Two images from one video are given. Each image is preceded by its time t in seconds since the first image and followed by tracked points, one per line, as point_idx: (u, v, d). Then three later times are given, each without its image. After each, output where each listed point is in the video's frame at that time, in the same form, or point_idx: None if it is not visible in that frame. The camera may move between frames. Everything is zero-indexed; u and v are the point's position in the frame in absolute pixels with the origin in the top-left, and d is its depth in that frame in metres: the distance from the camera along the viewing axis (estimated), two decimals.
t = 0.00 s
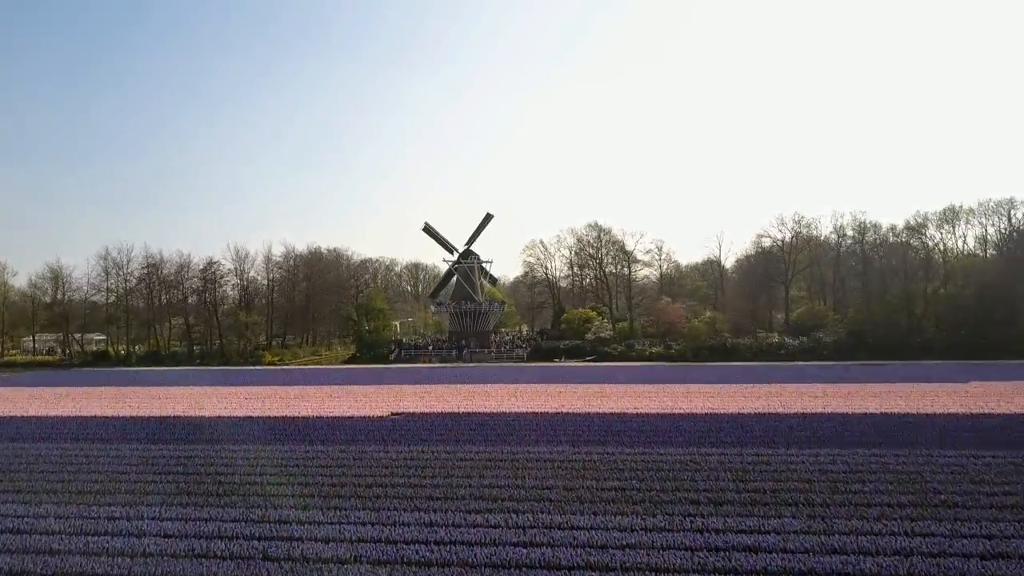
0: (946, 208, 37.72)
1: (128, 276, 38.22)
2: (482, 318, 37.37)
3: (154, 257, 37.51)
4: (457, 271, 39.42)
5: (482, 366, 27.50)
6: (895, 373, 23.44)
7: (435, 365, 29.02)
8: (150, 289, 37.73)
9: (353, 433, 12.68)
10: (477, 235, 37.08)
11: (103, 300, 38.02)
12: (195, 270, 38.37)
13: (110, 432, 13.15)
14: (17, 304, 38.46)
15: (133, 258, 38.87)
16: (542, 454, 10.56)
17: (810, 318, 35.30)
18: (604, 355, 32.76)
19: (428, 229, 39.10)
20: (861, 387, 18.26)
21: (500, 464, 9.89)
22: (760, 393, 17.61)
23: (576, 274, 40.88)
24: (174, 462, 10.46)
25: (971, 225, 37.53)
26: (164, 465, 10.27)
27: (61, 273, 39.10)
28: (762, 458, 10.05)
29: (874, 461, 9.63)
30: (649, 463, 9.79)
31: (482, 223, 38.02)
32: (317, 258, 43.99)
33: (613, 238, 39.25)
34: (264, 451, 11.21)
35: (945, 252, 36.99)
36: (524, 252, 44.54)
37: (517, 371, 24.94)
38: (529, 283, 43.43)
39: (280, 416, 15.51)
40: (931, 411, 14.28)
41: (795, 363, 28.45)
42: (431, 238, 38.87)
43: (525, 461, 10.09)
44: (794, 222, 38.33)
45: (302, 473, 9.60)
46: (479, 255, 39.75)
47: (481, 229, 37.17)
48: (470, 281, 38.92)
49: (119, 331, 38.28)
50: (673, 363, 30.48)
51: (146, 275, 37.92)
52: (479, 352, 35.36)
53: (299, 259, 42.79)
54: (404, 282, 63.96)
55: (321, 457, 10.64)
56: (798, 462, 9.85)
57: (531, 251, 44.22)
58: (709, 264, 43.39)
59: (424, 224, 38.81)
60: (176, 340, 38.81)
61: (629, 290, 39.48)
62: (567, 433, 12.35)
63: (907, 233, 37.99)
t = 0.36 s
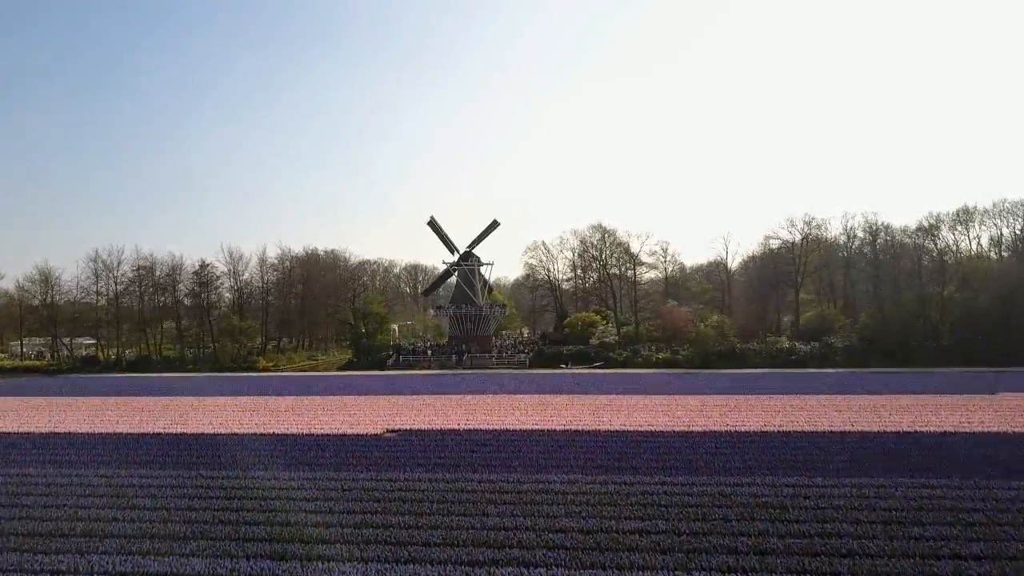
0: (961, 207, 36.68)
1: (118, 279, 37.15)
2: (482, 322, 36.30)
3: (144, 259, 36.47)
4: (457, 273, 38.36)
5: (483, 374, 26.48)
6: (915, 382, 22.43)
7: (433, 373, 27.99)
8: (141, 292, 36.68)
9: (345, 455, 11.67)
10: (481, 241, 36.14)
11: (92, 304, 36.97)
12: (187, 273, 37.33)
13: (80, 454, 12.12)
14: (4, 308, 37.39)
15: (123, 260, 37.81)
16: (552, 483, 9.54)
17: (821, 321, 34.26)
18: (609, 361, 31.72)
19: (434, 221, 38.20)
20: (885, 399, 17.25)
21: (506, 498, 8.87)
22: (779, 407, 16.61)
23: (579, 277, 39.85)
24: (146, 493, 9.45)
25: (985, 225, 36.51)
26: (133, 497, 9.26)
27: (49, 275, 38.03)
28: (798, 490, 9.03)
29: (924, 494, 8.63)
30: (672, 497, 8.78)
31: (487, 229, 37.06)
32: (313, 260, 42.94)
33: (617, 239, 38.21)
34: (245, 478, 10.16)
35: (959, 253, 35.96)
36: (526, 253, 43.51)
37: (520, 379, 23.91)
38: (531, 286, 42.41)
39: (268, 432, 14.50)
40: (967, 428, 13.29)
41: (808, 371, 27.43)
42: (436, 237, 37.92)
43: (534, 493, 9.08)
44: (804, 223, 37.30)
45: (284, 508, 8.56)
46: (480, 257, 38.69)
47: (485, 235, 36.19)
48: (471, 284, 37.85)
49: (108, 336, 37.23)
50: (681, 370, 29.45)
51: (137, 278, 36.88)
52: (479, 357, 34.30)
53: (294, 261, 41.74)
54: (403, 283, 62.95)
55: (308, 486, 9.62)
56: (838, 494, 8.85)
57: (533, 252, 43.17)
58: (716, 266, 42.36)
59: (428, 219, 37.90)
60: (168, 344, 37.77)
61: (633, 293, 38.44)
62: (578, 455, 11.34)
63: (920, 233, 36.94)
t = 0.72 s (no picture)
0: (976, 207, 35.63)
1: (108, 283, 36.06)
2: (482, 326, 35.23)
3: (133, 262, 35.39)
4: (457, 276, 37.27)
5: (484, 381, 25.44)
6: (938, 393, 21.39)
7: (432, 380, 26.94)
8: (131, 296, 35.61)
9: (333, 483, 10.61)
10: (484, 247, 35.11)
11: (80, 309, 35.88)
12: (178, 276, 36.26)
13: (43, 480, 11.09)
14: None
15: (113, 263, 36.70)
16: (562, 520, 8.49)
17: (832, 325, 33.18)
18: (614, 368, 30.66)
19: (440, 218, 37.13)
20: (912, 413, 16.23)
21: (512, 541, 7.84)
22: (801, 422, 15.57)
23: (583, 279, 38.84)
24: (106, 532, 8.41)
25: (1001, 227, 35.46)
26: (90, 538, 8.21)
27: (36, 278, 36.93)
28: (841, 529, 7.99)
29: (987, 537, 7.60)
30: (701, 539, 7.76)
31: (491, 234, 36.04)
32: (309, 262, 41.88)
33: (621, 241, 37.16)
34: (220, 512, 9.11)
35: (974, 255, 34.90)
36: (528, 255, 42.46)
37: (522, 389, 22.89)
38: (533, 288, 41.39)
39: (253, 451, 13.46)
40: (1010, 448, 12.24)
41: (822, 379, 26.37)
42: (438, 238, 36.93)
43: (544, 535, 8.04)
44: (814, 224, 36.24)
45: (260, 553, 7.54)
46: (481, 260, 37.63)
47: (489, 240, 35.18)
48: (471, 287, 36.78)
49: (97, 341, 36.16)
50: (690, 377, 28.39)
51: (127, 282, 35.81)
52: (479, 362, 33.22)
53: (290, 264, 40.68)
54: (402, 286, 61.93)
55: (288, 523, 8.59)
56: (888, 535, 7.79)
57: (535, 254, 42.10)
58: (722, 268, 41.29)
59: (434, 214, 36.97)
60: (159, 350, 36.70)
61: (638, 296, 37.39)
62: (589, 483, 10.30)
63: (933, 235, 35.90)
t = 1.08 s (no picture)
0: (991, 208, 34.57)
1: (97, 286, 35.00)
2: (483, 331, 34.17)
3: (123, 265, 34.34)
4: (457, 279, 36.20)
5: (484, 390, 24.44)
6: (961, 405, 20.38)
7: (431, 388, 25.91)
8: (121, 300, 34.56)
9: (320, 517, 9.60)
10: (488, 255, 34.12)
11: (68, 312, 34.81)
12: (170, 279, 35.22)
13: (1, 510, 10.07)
14: None
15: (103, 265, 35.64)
16: (576, 568, 7.46)
17: (845, 328, 32.09)
18: (619, 374, 29.58)
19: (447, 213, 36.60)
20: (941, 429, 15.20)
21: None
22: (824, 439, 14.55)
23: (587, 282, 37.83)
24: None
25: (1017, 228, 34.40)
26: None
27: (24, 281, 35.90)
28: None
29: None
30: None
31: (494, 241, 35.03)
32: (305, 265, 40.84)
33: (626, 243, 36.12)
34: (190, 554, 8.10)
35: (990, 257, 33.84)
36: (531, 257, 41.45)
37: (525, 399, 21.85)
38: (535, 291, 40.36)
39: (236, 473, 12.43)
40: None
41: (836, 387, 25.34)
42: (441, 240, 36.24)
43: None
44: (825, 226, 35.23)
45: None
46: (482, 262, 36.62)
47: (492, 246, 34.22)
48: (472, 290, 35.74)
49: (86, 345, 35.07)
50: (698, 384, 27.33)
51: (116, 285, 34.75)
52: (480, 368, 32.15)
53: (285, 266, 39.63)
54: (401, 288, 60.90)
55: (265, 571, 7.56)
56: None
57: (538, 256, 41.08)
58: (729, 271, 40.25)
59: (441, 212, 36.17)
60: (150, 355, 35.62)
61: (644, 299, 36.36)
62: (603, 517, 9.28)
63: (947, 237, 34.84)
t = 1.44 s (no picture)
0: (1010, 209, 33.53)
1: (86, 289, 33.96)
2: (483, 335, 33.12)
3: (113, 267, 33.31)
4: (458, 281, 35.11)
5: (485, 400, 23.37)
6: (989, 416, 19.30)
7: (429, 397, 24.84)
8: (110, 303, 33.52)
9: (302, 558, 8.57)
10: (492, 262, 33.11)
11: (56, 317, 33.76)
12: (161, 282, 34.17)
13: None
14: None
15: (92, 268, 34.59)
16: None
17: (859, 333, 31.06)
18: (625, 381, 28.48)
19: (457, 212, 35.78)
20: (977, 447, 14.15)
21: None
22: (852, 459, 13.50)
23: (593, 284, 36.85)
24: None
25: None
26: None
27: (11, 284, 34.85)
28: None
29: None
30: None
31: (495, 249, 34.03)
32: (301, 267, 39.78)
33: (631, 245, 35.07)
34: None
35: (1008, 260, 32.81)
36: (533, 258, 40.44)
37: (527, 410, 20.79)
38: (538, 293, 39.36)
39: (214, 499, 11.39)
40: None
41: (852, 396, 24.29)
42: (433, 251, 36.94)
43: None
44: (837, 227, 34.20)
45: None
46: (483, 265, 35.61)
47: (495, 255, 33.21)
48: (472, 293, 34.67)
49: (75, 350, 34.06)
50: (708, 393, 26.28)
51: (106, 288, 33.71)
52: (481, 373, 31.09)
53: (281, 268, 38.61)
54: (400, 290, 60.00)
55: None
56: None
57: (540, 258, 40.06)
58: (737, 273, 39.27)
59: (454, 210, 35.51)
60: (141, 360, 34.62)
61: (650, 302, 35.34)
62: (619, 562, 8.23)
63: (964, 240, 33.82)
